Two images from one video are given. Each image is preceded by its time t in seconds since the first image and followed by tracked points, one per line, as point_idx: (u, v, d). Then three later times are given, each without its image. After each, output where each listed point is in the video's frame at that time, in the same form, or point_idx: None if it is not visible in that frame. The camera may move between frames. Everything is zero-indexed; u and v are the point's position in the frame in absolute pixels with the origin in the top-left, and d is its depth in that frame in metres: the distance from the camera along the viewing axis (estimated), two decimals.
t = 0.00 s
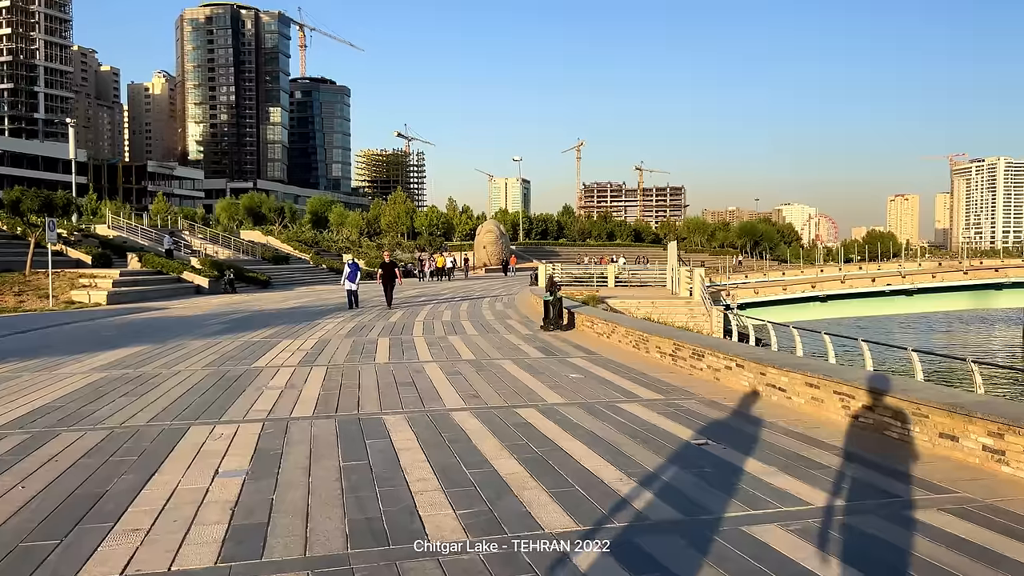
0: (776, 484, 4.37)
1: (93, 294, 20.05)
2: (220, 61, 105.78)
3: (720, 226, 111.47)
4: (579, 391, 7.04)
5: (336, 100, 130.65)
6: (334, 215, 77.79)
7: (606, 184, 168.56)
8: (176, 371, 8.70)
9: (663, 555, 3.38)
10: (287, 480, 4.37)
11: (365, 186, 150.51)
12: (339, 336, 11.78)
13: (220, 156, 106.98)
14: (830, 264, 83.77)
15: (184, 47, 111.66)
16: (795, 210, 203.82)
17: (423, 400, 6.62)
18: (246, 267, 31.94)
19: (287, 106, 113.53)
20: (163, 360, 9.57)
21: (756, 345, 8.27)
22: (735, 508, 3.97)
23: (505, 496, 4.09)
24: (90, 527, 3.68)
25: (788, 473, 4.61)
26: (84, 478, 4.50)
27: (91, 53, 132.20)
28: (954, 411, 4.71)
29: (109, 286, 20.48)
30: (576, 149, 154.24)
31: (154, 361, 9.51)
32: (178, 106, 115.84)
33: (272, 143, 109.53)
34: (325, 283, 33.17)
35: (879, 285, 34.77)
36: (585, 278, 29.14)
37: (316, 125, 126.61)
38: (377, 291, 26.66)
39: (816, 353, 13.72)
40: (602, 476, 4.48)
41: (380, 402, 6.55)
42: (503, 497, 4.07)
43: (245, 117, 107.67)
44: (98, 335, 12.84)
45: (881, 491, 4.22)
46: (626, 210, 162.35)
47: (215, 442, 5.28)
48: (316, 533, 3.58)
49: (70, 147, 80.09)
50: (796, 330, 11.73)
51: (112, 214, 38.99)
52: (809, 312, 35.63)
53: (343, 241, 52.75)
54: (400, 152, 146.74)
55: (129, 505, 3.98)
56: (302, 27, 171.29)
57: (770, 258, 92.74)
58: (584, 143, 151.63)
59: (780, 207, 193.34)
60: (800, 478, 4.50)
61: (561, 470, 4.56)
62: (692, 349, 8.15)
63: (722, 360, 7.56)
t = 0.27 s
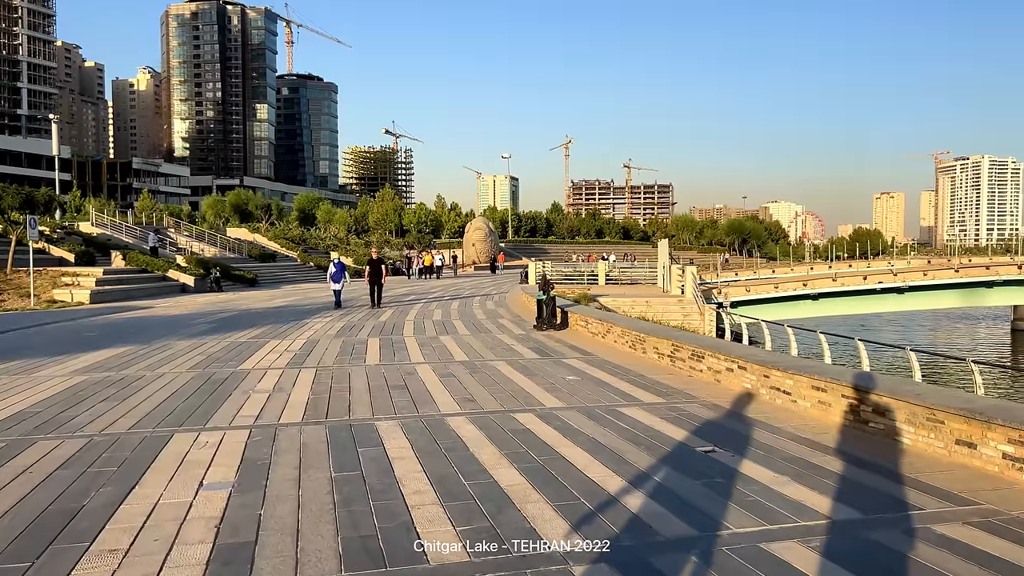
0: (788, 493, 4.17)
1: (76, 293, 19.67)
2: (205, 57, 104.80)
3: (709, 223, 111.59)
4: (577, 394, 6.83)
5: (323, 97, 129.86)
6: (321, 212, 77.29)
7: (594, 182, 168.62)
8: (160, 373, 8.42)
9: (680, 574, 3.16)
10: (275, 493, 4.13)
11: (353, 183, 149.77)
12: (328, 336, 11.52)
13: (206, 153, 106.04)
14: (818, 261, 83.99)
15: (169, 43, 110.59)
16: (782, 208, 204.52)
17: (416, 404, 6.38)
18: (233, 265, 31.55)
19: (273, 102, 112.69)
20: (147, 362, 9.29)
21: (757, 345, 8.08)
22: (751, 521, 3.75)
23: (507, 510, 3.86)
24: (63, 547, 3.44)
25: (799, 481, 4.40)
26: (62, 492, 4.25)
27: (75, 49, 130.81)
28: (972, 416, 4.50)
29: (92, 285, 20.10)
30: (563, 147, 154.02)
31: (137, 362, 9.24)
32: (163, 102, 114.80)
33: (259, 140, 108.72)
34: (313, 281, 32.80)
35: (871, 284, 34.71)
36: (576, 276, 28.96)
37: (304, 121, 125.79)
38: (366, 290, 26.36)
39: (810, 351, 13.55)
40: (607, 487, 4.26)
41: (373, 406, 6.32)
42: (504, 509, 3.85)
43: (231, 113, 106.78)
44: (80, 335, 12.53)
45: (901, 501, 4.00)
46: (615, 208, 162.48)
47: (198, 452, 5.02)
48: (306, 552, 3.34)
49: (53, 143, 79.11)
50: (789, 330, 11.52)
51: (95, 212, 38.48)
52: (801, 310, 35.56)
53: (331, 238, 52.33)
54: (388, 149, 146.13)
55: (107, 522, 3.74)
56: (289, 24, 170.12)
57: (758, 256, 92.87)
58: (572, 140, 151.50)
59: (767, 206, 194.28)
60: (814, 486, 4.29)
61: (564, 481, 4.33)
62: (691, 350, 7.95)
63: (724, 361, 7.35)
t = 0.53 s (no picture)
0: (808, 494, 3.98)
1: (63, 290, 19.35)
2: (195, 54, 103.98)
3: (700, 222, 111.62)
4: (580, 393, 6.64)
5: (314, 94, 129.25)
6: (313, 210, 76.87)
7: (586, 180, 168.58)
8: (149, 371, 8.17)
9: None
10: (273, 497, 3.91)
11: (344, 181, 149.20)
12: (320, 334, 11.28)
13: (196, 150, 105.28)
14: (809, 259, 84.11)
15: (159, 40, 109.67)
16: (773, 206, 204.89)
17: (415, 404, 6.16)
18: (223, 263, 31.22)
19: (264, 99, 111.98)
20: (137, 360, 9.04)
21: (764, 343, 7.88)
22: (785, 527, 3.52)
23: (518, 515, 3.67)
24: (47, 557, 3.22)
25: (819, 482, 4.21)
26: (45, 497, 4.02)
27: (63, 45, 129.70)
28: (998, 415, 4.32)
29: (81, 282, 19.79)
30: (555, 145, 153.83)
31: (126, 360, 8.99)
32: (153, 98, 113.99)
33: (249, 138, 108.09)
34: (304, 279, 32.52)
35: (867, 281, 34.62)
36: (571, 274, 28.80)
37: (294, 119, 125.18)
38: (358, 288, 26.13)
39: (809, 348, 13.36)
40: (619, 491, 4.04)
41: (371, 406, 6.09)
42: (514, 514, 3.65)
43: (221, 111, 106.05)
44: (67, 332, 12.26)
45: (929, 502, 3.80)
46: (606, 206, 162.48)
47: (190, 453, 4.79)
48: (305, 560, 3.12)
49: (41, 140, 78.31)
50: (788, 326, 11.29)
51: (83, 209, 38.02)
52: (796, 307, 35.47)
53: (323, 236, 52.02)
54: (379, 147, 145.62)
55: (92, 528, 3.52)
56: (279, 20, 169.16)
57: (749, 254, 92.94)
58: (564, 139, 151.22)
59: (758, 204, 194.81)
60: (837, 487, 4.10)
61: (575, 484, 4.12)
62: (696, 347, 7.77)
63: (730, 359, 7.16)
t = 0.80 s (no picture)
0: (839, 505, 3.77)
1: (58, 287, 19.09)
2: (191, 48, 103.19)
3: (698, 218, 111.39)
4: (589, 395, 6.45)
5: (311, 90, 128.66)
6: (310, 206, 76.48)
7: (583, 176, 168.27)
8: (144, 372, 7.95)
9: None
10: (277, 509, 3.72)
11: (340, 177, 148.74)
12: (320, 332, 11.07)
13: (192, 146, 104.65)
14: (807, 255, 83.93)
15: (155, 34, 108.91)
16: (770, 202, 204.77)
17: (421, 407, 5.97)
18: (220, 259, 30.96)
19: (260, 95, 111.35)
20: (132, 359, 8.82)
21: (775, 343, 7.70)
22: (819, 543, 3.32)
23: (536, 530, 3.47)
24: None
25: (847, 492, 4.01)
26: (37, 508, 3.81)
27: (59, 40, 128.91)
28: None
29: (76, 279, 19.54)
30: (552, 141, 153.39)
31: (122, 360, 8.78)
32: (149, 94, 113.33)
33: (245, 133, 107.59)
34: (301, 276, 32.27)
35: (869, 278, 34.40)
36: (570, 270, 28.61)
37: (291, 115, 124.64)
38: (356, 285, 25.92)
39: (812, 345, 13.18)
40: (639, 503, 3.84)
41: (375, 409, 5.89)
42: (532, 529, 3.46)
43: (218, 106, 105.41)
44: (61, 331, 12.02)
45: (966, 516, 3.62)
46: (603, 201, 162.18)
47: (188, 461, 4.59)
48: None
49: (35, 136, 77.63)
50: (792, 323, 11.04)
51: (78, 204, 37.66)
52: (798, 304, 35.30)
53: (320, 232, 51.72)
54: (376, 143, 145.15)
55: (86, 545, 3.32)
56: (276, 15, 168.27)
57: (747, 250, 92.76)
58: (562, 134, 150.73)
59: (755, 200, 194.82)
60: (867, 498, 3.90)
61: (592, 495, 3.93)
62: (707, 348, 7.58)
63: (743, 360, 6.97)
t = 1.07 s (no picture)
0: (868, 512, 3.58)
1: (55, 282, 18.87)
2: (189, 42, 102.59)
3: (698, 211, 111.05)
4: (598, 392, 6.26)
5: (309, 83, 128.18)
6: (309, 200, 76.19)
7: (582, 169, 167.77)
8: (139, 370, 7.73)
9: None
10: (278, 516, 3.52)
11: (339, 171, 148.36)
12: (320, 327, 10.85)
13: (191, 140, 104.22)
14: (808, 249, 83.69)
15: (152, 28, 108.36)
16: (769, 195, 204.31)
17: (426, 406, 5.76)
18: (219, 253, 30.75)
19: (259, 89, 110.82)
20: (128, 356, 8.62)
21: (787, 338, 7.49)
22: (848, 552, 3.14)
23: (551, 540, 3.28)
24: None
25: (877, 497, 3.81)
26: (23, 516, 3.61)
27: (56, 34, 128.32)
28: None
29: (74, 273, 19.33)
30: (552, 134, 152.73)
31: (118, 356, 8.57)
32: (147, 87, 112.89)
33: (244, 127, 107.17)
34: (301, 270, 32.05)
35: (874, 271, 34.13)
36: (571, 264, 28.41)
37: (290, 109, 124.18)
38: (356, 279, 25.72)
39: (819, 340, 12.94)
40: (659, 509, 3.63)
41: (377, 408, 5.68)
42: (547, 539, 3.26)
43: (216, 100, 104.93)
44: (57, 326, 11.81)
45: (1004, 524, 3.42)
46: (603, 195, 161.79)
47: (184, 463, 4.40)
48: None
49: (33, 130, 77.18)
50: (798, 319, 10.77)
51: (76, 198, 37.40)
52: (802, 298, 35.07)
53: (319, 226, 51.43)
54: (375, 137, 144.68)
55: (71, 557, 3.11)
56: (274, 9, 167.49)
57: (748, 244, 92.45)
58: (561, 128, 150.35)
59: (755, 194, 194.38)
60: (896, 502, 3.71)
61: (609, 500, 3.72)
62: (718, 344, 7.39)
63: (757, 355, 6.77)
